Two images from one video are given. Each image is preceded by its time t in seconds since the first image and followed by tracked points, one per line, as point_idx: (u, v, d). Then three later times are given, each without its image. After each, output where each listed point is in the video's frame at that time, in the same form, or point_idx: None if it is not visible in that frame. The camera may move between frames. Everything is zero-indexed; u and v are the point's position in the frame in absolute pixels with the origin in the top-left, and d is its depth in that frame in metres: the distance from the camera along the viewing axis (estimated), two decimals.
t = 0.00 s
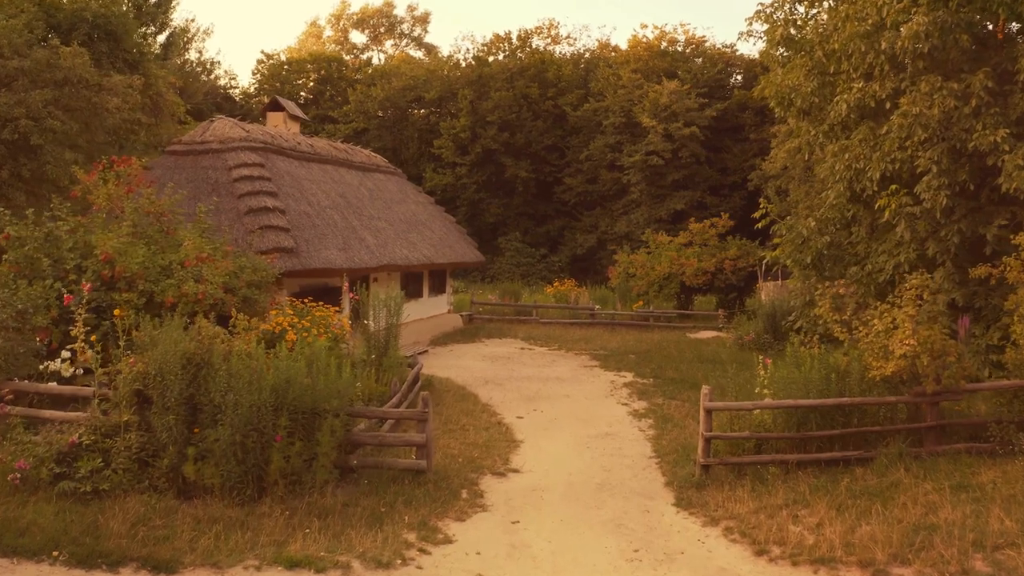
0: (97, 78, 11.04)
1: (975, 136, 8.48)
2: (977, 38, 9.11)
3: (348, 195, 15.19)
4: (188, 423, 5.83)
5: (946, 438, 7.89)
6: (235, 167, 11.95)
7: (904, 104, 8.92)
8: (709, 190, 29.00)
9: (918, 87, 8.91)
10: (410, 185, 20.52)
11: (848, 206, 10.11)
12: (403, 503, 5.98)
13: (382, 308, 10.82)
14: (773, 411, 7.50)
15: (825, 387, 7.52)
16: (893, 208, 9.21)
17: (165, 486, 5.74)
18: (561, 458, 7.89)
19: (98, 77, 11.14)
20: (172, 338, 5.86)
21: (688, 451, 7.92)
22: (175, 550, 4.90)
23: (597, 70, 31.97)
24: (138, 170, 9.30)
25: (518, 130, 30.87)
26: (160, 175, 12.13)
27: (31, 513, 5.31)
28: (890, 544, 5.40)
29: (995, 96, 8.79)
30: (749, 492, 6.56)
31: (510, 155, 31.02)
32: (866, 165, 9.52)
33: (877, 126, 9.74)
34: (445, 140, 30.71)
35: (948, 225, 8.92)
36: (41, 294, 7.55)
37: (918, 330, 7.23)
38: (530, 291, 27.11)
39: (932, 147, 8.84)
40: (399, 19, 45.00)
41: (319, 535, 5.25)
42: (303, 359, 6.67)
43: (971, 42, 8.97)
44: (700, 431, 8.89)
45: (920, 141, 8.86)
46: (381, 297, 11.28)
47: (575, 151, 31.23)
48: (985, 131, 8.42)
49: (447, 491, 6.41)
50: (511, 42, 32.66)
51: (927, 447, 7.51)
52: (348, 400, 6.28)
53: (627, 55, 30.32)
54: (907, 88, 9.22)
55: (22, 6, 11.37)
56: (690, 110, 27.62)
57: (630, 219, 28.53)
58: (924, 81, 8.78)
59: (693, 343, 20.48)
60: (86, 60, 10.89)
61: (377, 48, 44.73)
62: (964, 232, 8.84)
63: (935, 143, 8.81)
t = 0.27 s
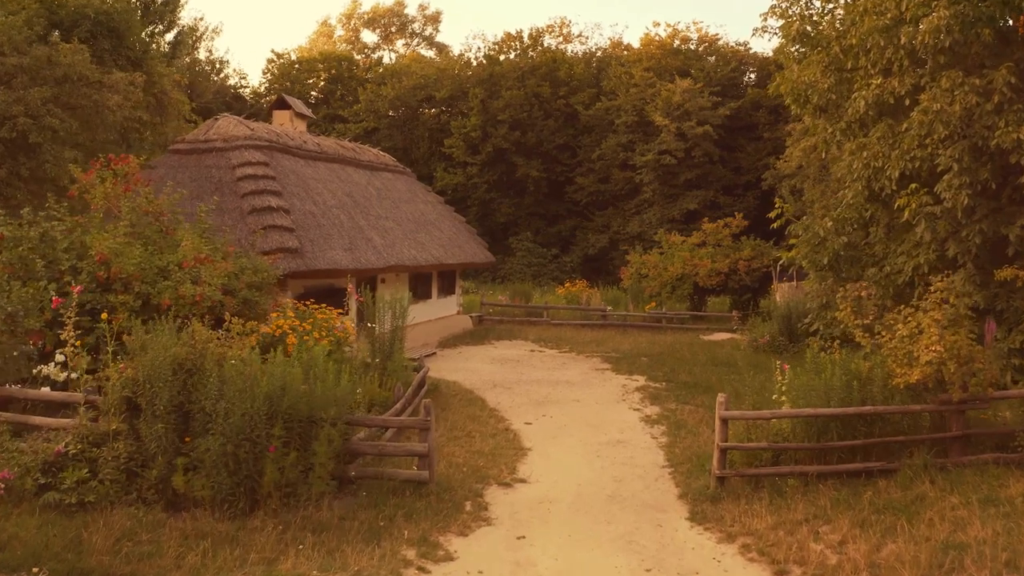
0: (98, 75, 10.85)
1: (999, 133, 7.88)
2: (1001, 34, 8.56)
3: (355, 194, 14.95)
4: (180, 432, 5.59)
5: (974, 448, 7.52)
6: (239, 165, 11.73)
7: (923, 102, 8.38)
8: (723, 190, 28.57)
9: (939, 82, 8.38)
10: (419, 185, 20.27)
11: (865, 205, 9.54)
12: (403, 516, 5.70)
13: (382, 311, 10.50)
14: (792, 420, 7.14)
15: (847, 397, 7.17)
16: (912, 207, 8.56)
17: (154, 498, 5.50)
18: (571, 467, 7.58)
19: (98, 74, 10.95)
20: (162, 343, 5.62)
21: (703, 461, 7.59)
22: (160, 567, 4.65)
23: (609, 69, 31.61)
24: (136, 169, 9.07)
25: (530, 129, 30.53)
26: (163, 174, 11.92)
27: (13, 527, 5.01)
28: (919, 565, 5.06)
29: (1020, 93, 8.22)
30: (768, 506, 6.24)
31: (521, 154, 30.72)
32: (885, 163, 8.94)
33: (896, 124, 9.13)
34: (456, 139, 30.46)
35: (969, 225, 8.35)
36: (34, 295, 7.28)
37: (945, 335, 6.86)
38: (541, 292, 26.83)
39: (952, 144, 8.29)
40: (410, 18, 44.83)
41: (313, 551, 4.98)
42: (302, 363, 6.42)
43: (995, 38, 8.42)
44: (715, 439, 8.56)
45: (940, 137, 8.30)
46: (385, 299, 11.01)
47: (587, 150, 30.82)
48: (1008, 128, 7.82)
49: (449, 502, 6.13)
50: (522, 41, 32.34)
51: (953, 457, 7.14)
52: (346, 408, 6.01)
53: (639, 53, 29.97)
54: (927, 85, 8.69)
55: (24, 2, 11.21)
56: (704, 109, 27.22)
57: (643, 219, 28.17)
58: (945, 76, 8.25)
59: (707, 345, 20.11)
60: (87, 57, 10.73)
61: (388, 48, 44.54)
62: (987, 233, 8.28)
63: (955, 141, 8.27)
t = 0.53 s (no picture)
0: (98, 73, 10.67)
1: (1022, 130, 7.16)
2: None
3: (361, 193, 14.71)
4: (168, 442, 5.34)
5: (1003, 460, 7.15)
6: (242, 165, 11.51)
7: (945, 98, 7.70)
8: (736, 190, 28.14)
9: (959, 78, 7.74)
10: (428, 185, 20.02)
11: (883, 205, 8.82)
12: (401, 532, 5.41)
13: (384, 314, 10.21)
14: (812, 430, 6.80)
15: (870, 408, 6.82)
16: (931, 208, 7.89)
17: (140, 512, 5.26)
18: (580, 478, 7.27)
19: (98, 72, 10.77)
20: (150, 349, 5.37)
21: (718, 473, 7.26)
22: None
23: (620, 68, 31.24)
24: (133, 168, 8.84)
25: (541, 128, 30.21)
26: (165, 173, 11.71)
27: None
28: None
29: None
30: (787, 524, 5.90)
31: (532, 154, 30.41)
32: (905, 162, 8.25)
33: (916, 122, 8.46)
34: (466, 139, 30.19)
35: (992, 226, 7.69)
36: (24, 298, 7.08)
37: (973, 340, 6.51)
38: (552, 293, 26.52)
39: (974, 142, 7.65)
40: (421, 17, 44.62)
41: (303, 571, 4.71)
42: (299, 369, 6.15)
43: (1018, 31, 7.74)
44: (731, 448, 8.22)
45: (961, 135, 7.67)
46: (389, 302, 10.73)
47: (598, 150, 30.45)
48: None
49: (451, 516, 5.84)
50: (533, 40, 32.02)
51: (980, 469, 6.77)
52: (342, 416, 5.73)
53: (651, 52, 29.60)
54: (948, 80, 8.07)
55: None
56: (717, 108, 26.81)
57: (655, 219, 27.79)
58: (965, 71, 7.60)
59: (720, 348, 19.73)
60: (86, 54, 10.55)
61: (399, 47, 44.35)
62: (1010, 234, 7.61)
63: (977, 139, 7.63)
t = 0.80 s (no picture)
0: (97, 69, 10.49)
1: None
2: None
3: (368, 193, 14.47)
4: (155, 454, 5.08)
5: None
6: (245, 164, 11.28)
7: (966, 94, 7.37)
8: (749, 189, 27.70)
9: (982, 74, 7.40)
10: (437, 184, 19.75)
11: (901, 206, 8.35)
12: (398, 550, 5.13)
13: (385, 319, 9.92)
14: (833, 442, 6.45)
15: (895, 419, 6.44)
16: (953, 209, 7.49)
17: (124, 528, 5.02)
18: (589, 489, 6.96)
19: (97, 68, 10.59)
20: (136, 356, 5.12)
21: (734, 486, 6.94)
22: None
23: (632, 67, 30.87)
24: (129, 167, 8.58)
25: (552, 127, 29.89)
26: (167, 173, 11.49)
27: None
28: None
29: None
30: (807, 542, 5.59)
31: (543, 153, 30.09)
32: (925, 160, 7.88)
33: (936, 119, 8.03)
34: (476, 138, 29.91)
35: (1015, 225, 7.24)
36: (13, 302, 6.87)
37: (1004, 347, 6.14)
38: (563, 294, 26.21)
39: (998, 139, 7.29)
40: (432, 16, 44.39)
41: None
42: (293, 377, 5.86)
43: None
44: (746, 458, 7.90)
45: (983, 133, 7.31)
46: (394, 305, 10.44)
47: (610, 149, 30.09)
48: None
49: (452, 531, 5.54)
50: (544, 38, 31.68)
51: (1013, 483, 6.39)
52: (338, 427, 5.45)
53: (663, 50, 29.22)
54: (970, 76, 7.70)
55: None
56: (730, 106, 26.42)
57: (667, 219, 27.42)
58: (989, 66, 7.26)
59: (733, 351, 19.34)
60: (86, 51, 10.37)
61: (409, 47, 44.14)
62: None
63: (1000, 137, 7.26)
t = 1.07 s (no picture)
0: (95, 66, 10.29)
1: None
2: None
3: (374, 193, 14.20)
4: (138, 468, 4.83)
5: None
6: (247, 163, 11.02)
7: (988, 90, 7.02)
8: (763, 189, 27.25)
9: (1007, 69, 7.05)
10: (445, 184, 19.48)
11: (920, 206, 7.95)
12: (393, 571, 4.83)
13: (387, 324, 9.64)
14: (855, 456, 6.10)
15: (922, 433, 6.06)
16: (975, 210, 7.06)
17: (105, 546, 4.77)
18: (597, 504, 6.65)
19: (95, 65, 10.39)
20: (119, 365, 4.86)
21: (751, 501, 6.60)
22: None
23: (644, 65, 30.47)
24: (123, 167, 8.28)
25: (563, 126, 29.53)
26: (168, 172, 11.26)
27: None
28: None
29: None
30: (828, 565, 5.25)
31: (554, 153, 29.76)
32: (945, 159, 7.48)
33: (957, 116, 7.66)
34: (486, 138, 29.62)
35: None
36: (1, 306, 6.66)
37: None
38: (573, 295, 25.89)
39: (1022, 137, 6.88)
40: (443, 16, 44.15)
41: None
42: (285, 386, 5.59)
43: None
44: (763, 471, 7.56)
45: (1006, 130, 6.89)
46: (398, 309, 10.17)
47: (621, 148, 29.70)
48: None
49: (451, 550, 5.24)
50: (555, 37, 31.29)
51: None
52: (331, 439, 5.16)
53: (676, 48, 28.81)
54: (992, 72, 7.32)
55: None
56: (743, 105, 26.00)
57: (679, 219, 27.03)
58: (1014, 62, 6.91)
59: (746, 354, 18.95)
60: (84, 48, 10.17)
61: (420, 46, 43.91)
62: None
63: None
